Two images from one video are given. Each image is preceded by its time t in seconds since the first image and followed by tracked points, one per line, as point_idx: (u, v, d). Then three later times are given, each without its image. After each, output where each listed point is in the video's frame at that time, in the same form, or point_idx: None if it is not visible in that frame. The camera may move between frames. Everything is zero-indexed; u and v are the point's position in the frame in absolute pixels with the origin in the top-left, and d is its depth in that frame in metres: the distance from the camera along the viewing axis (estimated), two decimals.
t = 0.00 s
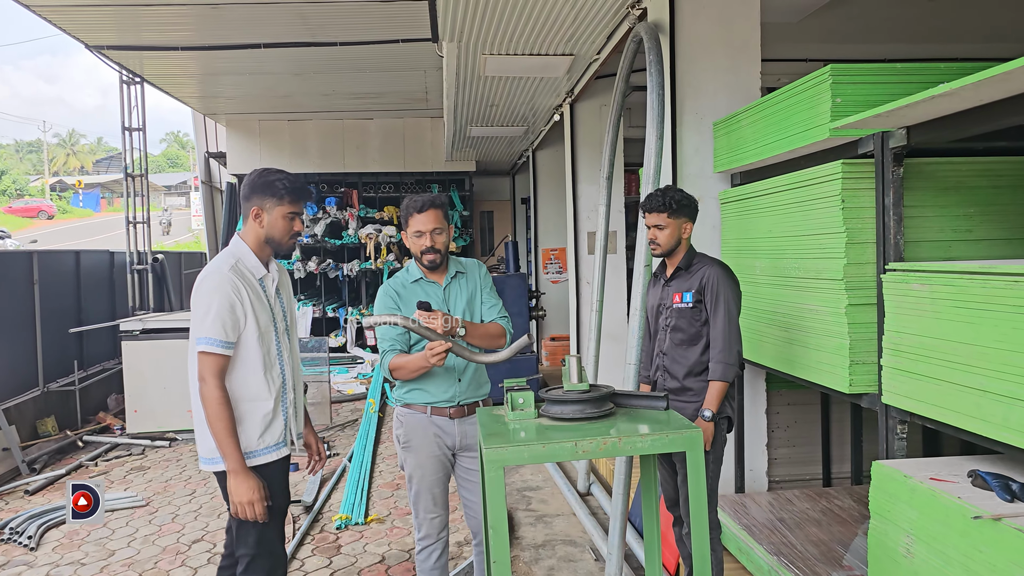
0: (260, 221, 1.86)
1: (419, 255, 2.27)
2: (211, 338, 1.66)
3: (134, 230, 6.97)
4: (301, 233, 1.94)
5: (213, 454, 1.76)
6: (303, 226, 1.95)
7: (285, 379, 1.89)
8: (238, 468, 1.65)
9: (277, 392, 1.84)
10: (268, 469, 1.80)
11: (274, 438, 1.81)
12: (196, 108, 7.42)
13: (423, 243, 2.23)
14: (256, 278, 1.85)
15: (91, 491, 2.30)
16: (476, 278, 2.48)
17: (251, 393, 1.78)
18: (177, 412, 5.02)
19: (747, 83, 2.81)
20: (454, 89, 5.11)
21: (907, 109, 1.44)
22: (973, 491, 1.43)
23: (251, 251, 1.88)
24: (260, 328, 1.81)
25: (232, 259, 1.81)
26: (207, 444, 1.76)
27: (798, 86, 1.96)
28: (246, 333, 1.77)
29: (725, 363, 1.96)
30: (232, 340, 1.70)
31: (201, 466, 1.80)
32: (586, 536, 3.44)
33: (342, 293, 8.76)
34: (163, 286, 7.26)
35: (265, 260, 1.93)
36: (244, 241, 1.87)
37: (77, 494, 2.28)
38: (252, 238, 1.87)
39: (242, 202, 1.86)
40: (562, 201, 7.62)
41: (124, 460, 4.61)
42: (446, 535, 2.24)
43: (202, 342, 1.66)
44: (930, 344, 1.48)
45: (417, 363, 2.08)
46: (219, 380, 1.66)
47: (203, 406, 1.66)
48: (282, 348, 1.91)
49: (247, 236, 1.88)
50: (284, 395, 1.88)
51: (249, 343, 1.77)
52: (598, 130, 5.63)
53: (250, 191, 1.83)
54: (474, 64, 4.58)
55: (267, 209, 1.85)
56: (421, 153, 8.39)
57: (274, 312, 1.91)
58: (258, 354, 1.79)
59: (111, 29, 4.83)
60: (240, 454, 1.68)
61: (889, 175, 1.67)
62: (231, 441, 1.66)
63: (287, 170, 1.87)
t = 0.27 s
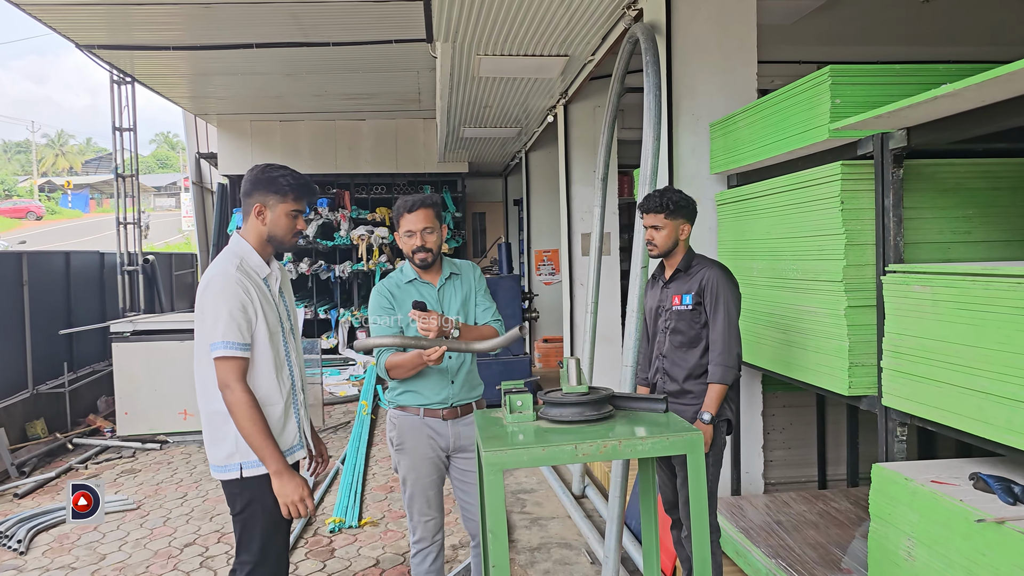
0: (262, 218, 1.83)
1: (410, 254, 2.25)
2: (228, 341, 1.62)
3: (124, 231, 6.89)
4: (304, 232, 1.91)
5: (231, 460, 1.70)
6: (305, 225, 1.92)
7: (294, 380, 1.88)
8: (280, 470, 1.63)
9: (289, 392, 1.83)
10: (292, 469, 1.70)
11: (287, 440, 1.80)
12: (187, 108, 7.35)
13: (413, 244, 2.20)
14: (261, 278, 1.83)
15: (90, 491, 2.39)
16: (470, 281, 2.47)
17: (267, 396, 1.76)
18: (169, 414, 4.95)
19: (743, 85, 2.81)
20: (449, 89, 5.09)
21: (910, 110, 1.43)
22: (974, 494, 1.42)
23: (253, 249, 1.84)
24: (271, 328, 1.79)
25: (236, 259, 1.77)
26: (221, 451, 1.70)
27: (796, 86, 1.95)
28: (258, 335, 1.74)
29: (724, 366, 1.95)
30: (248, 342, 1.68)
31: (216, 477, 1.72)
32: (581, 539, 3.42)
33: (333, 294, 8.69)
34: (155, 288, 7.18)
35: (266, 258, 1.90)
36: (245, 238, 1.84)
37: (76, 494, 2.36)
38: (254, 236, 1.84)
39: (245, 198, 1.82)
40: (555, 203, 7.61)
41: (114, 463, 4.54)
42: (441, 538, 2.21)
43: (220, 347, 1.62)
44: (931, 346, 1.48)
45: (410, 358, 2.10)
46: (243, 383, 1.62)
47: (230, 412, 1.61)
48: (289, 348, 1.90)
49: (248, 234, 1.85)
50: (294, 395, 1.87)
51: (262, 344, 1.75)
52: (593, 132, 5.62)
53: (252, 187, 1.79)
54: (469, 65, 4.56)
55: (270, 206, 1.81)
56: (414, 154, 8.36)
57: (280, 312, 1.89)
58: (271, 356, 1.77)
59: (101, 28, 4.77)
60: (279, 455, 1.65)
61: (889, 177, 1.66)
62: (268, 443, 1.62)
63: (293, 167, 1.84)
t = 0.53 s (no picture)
0: (266, 222, 1.79)
1: (402, 257, 2.21)
2: (240, 351, 1.59)
3: (111, 232, 6.79)
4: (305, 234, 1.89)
5: (234, 473, 1.65)
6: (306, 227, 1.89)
7: (295, 389, 1.85)
8: (285, 486, 1.60)
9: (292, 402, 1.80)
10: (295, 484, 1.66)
11: (289, 452, 1.78)
12: (175, 108, 7.26)
13: (407, 246, 2.17)
14: (263, 284, 1.79)
15: (91, 491, 2.36)
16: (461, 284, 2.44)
17: (272, 406, 1.73)
18: (157, 418, 4.88)
19: (738, 88, 2.81)
20: (441, 91, 5.06)
21: (913, 114, 1.42)
22: (976, 500, 1.41)
23: (255, 253, 1.80)
24: (278, 337, 1.76)
25: (241, 264, 1.73)
26: (223, 463, 1.66)
27: (794, 90, 1.95)
28: (266, 344, 1.71)
29: (724, 370, 1.95)
30: (258, 352, 1.64)
31: (218, 491, 1.68)
32: (575, 544, 3.40)
33: (322, 297, 8.60)
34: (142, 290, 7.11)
35: (267, 261, 1.87)
36: (246, 242, 1.79)
37: (77, 494, 2.34)
38: (255, 240, 1.80)
39: (245, 201, 1.77)
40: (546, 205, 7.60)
41: (102, 467, 4.46)
42: (435, 543, 2.18)
43: (231, 357, 1.58)
44: (932, 351, 1.47)
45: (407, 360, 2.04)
46: (255, 395, 1.59)
47: (239, 424, 1.57)
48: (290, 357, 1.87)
49: (248, 237, 1.79)
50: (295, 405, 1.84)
51: (269, 354, 1.72)
52: (585, 134, 5.62)
53: (254, 191, 1.75)
54: (462, 66, 4.53)
55: (274, 209, 1.78)
56: (403, 156, 8.32)
57: (283, 320, 1.86)
58: (278, 365, 1.74)
59: (88, 28, 4.69)
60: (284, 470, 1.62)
61: (889, 181, 1.66)
62: (275, 458, 1.59)
63: (294, 169, 1.80)
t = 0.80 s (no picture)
0: (275, 227, 1.78)
1: (398, 258, 2.18)
2: (241, 362, 1.56)
3: (96, 234, 6.66)
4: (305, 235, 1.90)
5: (234, 485, 1.63)
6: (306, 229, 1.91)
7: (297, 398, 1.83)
8: (279, 501, 1.57)
9: (293, 412, 1.77)
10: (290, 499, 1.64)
11: (290, 463, 1.75)
12: (160, 109, 7.15)
13: (405, 246, 2.14)
14: (266, 290, 1.76)
15: (92, 491, 2.05)
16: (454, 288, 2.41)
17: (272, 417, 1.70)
18: (144, 422, 4.78)
19: (733, 91, 2.80)
20: (431, 93, 5.02)
21: (921, 119, 1.41)
22: (983, 507, 1.41)
23: (260, 258, 1.79)
24: (281, 345, 1.73)
25: (245, 270, 1.70)
26: (222, 475, 1.64)
27: (794, 94, 1.94)
28: (268, 353, 1.68)
29: (727, 376, 1.94)
30: (260, 362, 1.62)
31: (217, 503, 1.65)
32: (570, 549, 3.37)
33: (308, 299, 8.48)
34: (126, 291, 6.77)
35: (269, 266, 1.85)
36: (252, 247, 1.77)
37: (75, 493, 2.03)
38: (263, 244, 1.78)
39: (247, 207, 1.75)
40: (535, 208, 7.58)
41: (87, 472, 4.36)
42: (439, 547, 2.15)
43: (232, 367, 1.55)
44: (937, 357, 1.47)
45: (414, 356, 1.98)
46: (254, 407, 1.56)
47: (237, 437, 1.55)
48: (293, 365, 1.84)
49: (253, 243, 1.77)
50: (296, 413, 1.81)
51: (271, 364, 1.69)
52: (576, 137, 5.61)
53: (263, 196, 1.74)
54: (454, 68, 4.50)
55: (285, 215, 1.78)
56: (391, 158, 8.25)
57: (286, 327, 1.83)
58: (280, 375, 1.72)
59: (73, 27, 4.61)
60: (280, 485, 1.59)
61: (892, 186, 1.66)
62: (270, 472, 1.57)
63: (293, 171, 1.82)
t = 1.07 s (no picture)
0: (275, 229, 1.75)
1: (394, 263, 2.14)
2: (242, 367, 1.54)
3: (77, 236, 6.50)
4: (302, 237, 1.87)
5: (233, 492, 1.61)
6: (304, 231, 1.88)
7: (296, 402, 1.80)
8: (281, 507, 1.56)
9: (292, 417, 1.75)
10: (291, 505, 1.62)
11: (290, 468, 1.73)
12: (141, 110, 7.02)
13: (402, 252, 2.10)
14: (266, 294, 1.73)
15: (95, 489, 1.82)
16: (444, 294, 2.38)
17: (272, 421, 1.68)
18: (127, 427, 4.67)
19: (728, 95, 2.80)
20: (420, 95, 4.97)
21: (929, 123, 1.41)
22: (990, 513, 1.40)
23: (259, 260, 1.75)
24: (282, 349, 1.70)
25: (244, 273, 1.67)
26: (220, 482, 1.61)
27: (795, 98, 1.94)
28: (269, 357, 1.66)
29: (729, 383, 1.92)
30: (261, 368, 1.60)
31: (214, 511, 1.63)
32: (564, 555, 3.34)
33: (292, 303, 8.34)
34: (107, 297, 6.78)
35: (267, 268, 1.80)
36: (252, 249, 1.73)
37: (76, 493, 1.80)
38: (262, 245, 1.74)
39: (244, 209, 1.71)
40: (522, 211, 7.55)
41: (69, 479, 4.24)
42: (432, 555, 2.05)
43: (233, 373, 1.53)
44: (943, 362, 1.46)
45: (415, 356, 1.94)
46: (256, 413, 1.54)
47: (238, 443, 1.53)
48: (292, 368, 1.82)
49: (251, 245, 1.73)
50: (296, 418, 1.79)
51: (272, 368, 1.67)
52: (564, 139, 5.60)
53: (262, 197, 1.71)
54: (444, 70, 4.46)
55: (285, 216, 1.75)
56: (376, 160, 8.17)
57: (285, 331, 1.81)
58: (281, 380, 1.70)
59: (54, 26, 4.50)
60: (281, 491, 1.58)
61: (895, 191, 1.66)
62: (273, 478, 1.55)
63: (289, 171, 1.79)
